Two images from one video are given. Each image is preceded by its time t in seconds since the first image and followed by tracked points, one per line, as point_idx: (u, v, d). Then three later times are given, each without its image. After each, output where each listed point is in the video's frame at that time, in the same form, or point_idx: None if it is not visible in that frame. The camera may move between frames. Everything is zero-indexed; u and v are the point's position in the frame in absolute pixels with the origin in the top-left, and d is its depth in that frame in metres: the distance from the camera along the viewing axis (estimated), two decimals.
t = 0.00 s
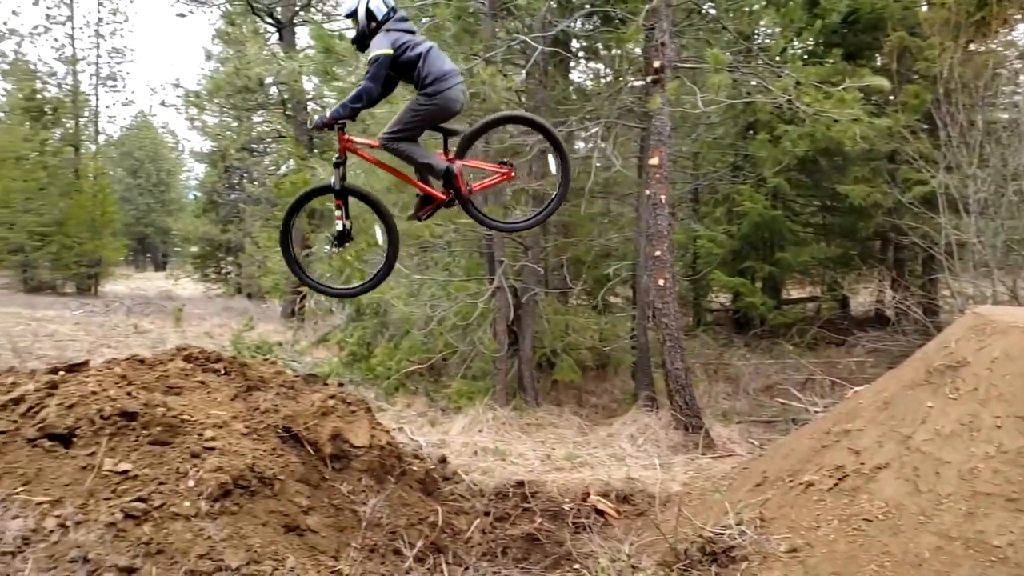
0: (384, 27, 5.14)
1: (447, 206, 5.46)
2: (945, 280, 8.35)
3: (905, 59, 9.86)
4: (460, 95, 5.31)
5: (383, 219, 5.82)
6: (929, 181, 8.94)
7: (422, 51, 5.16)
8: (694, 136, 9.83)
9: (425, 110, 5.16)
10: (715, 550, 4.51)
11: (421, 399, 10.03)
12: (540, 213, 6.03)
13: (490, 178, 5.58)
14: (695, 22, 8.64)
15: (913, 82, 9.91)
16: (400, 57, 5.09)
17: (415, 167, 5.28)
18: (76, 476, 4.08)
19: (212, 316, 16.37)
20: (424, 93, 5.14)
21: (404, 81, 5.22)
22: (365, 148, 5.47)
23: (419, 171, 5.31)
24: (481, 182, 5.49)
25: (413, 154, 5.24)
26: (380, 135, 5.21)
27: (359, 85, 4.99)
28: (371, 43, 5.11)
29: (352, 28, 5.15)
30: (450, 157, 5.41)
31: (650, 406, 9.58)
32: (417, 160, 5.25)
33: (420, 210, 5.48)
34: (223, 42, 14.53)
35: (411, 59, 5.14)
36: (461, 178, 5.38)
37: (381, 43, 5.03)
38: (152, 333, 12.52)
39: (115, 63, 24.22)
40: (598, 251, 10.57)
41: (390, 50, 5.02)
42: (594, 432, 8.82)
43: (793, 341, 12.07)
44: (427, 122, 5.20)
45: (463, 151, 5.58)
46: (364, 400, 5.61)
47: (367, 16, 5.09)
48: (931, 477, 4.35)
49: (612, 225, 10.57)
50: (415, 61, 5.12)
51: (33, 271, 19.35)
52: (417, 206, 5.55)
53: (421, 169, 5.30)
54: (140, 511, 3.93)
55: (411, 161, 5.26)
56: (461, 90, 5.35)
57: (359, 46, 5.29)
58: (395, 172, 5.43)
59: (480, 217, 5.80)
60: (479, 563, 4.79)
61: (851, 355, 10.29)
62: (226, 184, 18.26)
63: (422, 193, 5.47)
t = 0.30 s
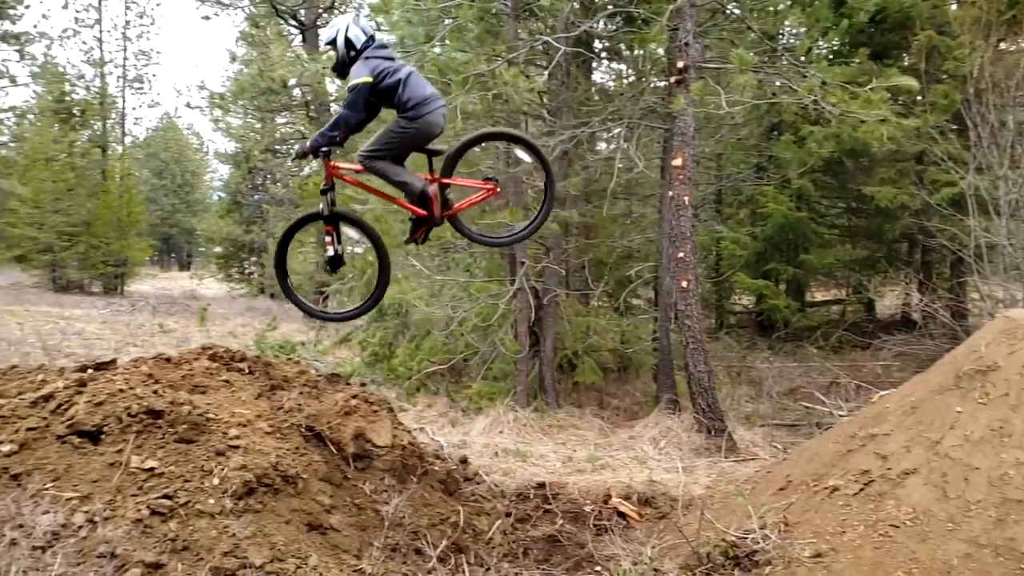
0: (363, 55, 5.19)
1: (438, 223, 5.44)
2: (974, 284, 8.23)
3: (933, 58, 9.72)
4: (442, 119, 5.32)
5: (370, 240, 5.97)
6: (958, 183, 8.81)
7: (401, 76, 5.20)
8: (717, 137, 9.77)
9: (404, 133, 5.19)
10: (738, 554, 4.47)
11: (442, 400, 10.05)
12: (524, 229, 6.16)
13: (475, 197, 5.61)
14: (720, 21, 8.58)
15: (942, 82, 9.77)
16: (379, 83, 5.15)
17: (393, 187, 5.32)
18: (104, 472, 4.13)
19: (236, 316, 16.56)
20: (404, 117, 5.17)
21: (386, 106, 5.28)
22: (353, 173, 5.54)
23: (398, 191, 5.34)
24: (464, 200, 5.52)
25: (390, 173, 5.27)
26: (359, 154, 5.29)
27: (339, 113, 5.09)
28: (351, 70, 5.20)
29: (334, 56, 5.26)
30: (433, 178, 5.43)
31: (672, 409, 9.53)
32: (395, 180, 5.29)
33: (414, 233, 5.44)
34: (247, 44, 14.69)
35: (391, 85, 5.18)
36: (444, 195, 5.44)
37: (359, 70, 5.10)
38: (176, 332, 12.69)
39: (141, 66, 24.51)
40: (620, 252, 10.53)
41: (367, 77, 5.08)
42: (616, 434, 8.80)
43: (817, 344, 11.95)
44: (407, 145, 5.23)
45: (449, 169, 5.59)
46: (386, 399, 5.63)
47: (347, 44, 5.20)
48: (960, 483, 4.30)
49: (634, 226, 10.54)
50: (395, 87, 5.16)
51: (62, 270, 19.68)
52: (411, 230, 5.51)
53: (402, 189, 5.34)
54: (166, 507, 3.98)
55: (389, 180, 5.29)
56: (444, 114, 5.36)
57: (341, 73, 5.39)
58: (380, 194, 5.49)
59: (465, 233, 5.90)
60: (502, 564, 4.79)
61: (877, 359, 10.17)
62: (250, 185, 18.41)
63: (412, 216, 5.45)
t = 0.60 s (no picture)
0: (341, 85, 5.18)
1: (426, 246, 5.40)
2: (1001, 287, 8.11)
3: (961, 57, 9.58)
4: (422, 141, 5.33)
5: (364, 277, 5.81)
6: (985, 185, 8.68)
7: (379, 101, 5.17)
8: (739, 138, 9.70)
9: (385, 157, 5.16)
10: (760, 558, 4.45)
11: (461, 400, 10.07)
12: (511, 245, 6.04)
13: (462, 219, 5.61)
14: (742, 22, 8.53)
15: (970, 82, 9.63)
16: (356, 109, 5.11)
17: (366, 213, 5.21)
18: (129, 469, 4.18)
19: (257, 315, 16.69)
20: (384, 141, 5.15)
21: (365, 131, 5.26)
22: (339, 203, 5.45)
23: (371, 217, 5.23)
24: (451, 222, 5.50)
25: (368, 196, 5.19)
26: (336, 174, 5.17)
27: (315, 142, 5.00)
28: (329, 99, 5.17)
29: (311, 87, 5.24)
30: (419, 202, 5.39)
31: (693, 411, 9.47)
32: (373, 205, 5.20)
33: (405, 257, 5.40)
34: (269, 46, 14.84)
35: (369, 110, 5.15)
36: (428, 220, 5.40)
37: (336, 99, 5.06)
38: (199, 331, 12.82)
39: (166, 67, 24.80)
40: (641, 254, 10.49)
41: (346, 105, 5.04)
42: (635, 436, 8.76)
43: (840, 347, 11.82)
44: (387, 166, 5.22)
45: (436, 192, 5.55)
46: (406, 399, 5.64)
47: (325, 75, 5.19)
48: (987, 489, 4.23)
49: (655, 227, 10.49)
50: (373, 111, 5.12)
51: (87, 269, 19.97)
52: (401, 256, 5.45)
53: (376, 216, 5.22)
54: (189, 505, 4.02)
55: (366, 202, 5.20)
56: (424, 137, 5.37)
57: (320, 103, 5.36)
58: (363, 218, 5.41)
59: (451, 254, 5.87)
60: (521, 565, 4.77)
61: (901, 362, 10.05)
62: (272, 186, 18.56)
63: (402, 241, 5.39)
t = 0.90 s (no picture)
0: (318, 116, 5.49)
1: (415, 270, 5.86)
2: None
3: (988, 57, 9.44)
4: (404, 163, 5.66)
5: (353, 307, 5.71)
6: (1014, 186, 8.55)
7: (358, 129, 5.52)
8: (761, 138, 9.63)
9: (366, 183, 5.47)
10: (782, 562, 4.34)
11: (480, 401, 10.08)
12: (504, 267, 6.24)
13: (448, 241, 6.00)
14: (765, 22, 8.46)
15: (997, 81, 9.49)
16: (335, 139, 5.44)
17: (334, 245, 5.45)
18: (153, 467, 4.22)
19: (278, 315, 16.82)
20: (366, 167, 5.46)
21: (346, 160, 5.57)
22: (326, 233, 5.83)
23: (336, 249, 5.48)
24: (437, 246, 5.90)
25: (341, 223, 5.43)
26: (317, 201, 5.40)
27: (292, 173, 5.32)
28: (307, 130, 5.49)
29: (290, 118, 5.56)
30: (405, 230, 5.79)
31: (714, 414, 9.39)
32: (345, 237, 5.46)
33: (394, 280, 5.90)
34: (290, 48, 14.98)
35: (348, 138, 5.48)
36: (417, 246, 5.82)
37: (314, 130, 5.39)
38: (221, 330, 12.95)
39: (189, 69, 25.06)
40: (661, 255, 10.45)
41: (324, 135, 5.36)
42: (655, 439, 8.72)
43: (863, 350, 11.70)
44: (370, 191, 5.54)
45: (422, 216, 5.93)
46: (426, 399, 5.66)
47: (303, 107, 5.50)
48: (1014, 495, 4.16)
49: (675, 229, 10.44)
50: (353, 139, 5.45)
51: (112, 269, 20.25)
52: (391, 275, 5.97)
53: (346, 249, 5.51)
54: (211, 502, 4.05)
55: (336, 230, 5.43)
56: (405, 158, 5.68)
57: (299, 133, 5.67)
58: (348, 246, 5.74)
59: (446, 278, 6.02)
60: (540, 566, 4.75)
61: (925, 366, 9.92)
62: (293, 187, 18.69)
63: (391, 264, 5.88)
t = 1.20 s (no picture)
0: (296, 146, 5.62)
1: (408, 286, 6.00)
2: None
3: (1016, 55, 9.29)
4: (384, 187, 5.86)
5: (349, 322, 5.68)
6: None
7: (337, 158, 5.67)
8: (783, 139, 9.55)
9: (350, 210, 5.64)
10: (804, 566, 4.38)
11: (499, 401, 10.09)
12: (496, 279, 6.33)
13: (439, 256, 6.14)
14: (788, 21, 8.39)
15: None
16: (316, 167, 5.60)
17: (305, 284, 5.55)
18: (175, 465, 4.26)
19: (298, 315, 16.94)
20: (349, 195, 5.64)
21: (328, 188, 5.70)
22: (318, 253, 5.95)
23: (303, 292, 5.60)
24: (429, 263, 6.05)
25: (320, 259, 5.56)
26: (305, 235, 5.54)
27: (271, 205, 5.48)
28: (286, 161, 5.61)
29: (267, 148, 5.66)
30: (395, 247, 5.94)
31: (734, 417, 9.31)
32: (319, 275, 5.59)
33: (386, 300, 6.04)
34: (311, 49, 15.09)
35: (329, 166, 5.65)
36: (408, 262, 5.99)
37: (294, 160, 5.52)
38: (242, 330, 13.07)
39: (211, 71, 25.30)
40: (681, 256, 10.39)
41: (304, 166, 5.51)
42: (674, 441, 8.68)
43: (886, 352, 11.57)
44: (355, 219, 5.71)
45: (412, 233, 6.09)
46: (445, 399, 5.67)
47: (281, 137, 5.61)
48: None
49: (695, 229, 10.38)
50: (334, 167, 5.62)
51: (135, 269, 20.51)
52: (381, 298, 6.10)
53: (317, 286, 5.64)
54: (233, 501, 4.09)
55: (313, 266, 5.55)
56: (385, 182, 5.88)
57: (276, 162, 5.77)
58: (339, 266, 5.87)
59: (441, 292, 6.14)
60: (559, 568, 4.74)
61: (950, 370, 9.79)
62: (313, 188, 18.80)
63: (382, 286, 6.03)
